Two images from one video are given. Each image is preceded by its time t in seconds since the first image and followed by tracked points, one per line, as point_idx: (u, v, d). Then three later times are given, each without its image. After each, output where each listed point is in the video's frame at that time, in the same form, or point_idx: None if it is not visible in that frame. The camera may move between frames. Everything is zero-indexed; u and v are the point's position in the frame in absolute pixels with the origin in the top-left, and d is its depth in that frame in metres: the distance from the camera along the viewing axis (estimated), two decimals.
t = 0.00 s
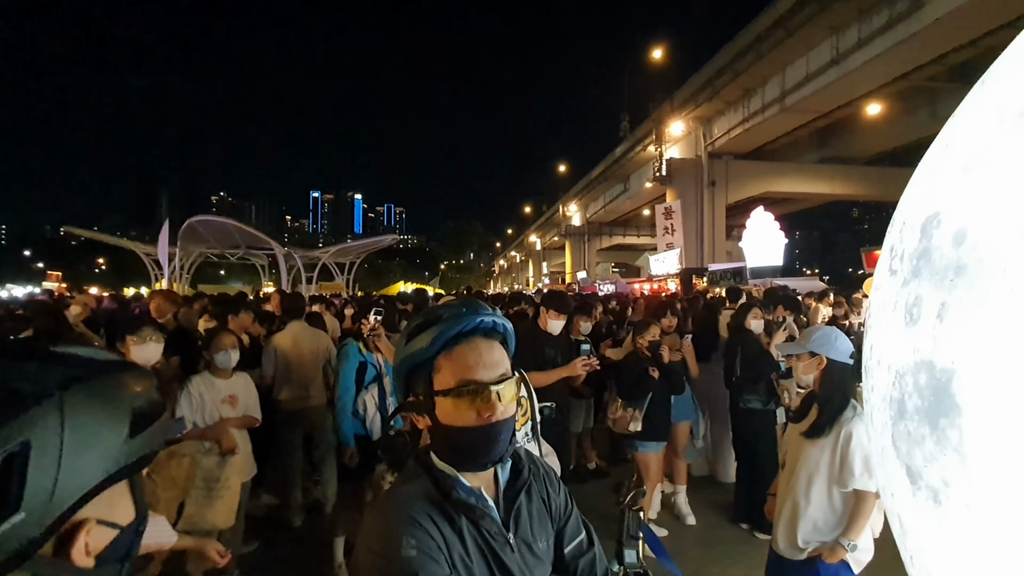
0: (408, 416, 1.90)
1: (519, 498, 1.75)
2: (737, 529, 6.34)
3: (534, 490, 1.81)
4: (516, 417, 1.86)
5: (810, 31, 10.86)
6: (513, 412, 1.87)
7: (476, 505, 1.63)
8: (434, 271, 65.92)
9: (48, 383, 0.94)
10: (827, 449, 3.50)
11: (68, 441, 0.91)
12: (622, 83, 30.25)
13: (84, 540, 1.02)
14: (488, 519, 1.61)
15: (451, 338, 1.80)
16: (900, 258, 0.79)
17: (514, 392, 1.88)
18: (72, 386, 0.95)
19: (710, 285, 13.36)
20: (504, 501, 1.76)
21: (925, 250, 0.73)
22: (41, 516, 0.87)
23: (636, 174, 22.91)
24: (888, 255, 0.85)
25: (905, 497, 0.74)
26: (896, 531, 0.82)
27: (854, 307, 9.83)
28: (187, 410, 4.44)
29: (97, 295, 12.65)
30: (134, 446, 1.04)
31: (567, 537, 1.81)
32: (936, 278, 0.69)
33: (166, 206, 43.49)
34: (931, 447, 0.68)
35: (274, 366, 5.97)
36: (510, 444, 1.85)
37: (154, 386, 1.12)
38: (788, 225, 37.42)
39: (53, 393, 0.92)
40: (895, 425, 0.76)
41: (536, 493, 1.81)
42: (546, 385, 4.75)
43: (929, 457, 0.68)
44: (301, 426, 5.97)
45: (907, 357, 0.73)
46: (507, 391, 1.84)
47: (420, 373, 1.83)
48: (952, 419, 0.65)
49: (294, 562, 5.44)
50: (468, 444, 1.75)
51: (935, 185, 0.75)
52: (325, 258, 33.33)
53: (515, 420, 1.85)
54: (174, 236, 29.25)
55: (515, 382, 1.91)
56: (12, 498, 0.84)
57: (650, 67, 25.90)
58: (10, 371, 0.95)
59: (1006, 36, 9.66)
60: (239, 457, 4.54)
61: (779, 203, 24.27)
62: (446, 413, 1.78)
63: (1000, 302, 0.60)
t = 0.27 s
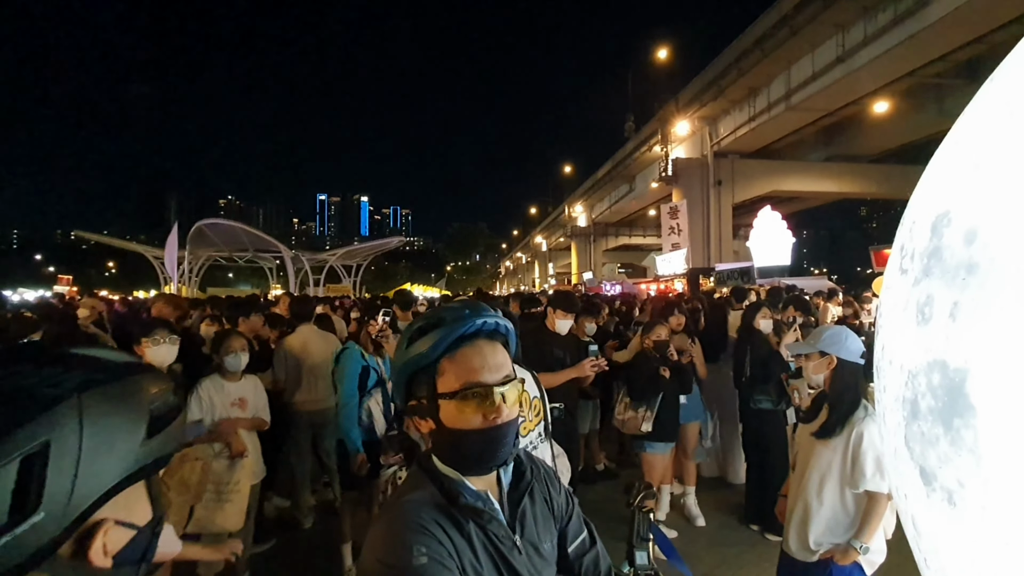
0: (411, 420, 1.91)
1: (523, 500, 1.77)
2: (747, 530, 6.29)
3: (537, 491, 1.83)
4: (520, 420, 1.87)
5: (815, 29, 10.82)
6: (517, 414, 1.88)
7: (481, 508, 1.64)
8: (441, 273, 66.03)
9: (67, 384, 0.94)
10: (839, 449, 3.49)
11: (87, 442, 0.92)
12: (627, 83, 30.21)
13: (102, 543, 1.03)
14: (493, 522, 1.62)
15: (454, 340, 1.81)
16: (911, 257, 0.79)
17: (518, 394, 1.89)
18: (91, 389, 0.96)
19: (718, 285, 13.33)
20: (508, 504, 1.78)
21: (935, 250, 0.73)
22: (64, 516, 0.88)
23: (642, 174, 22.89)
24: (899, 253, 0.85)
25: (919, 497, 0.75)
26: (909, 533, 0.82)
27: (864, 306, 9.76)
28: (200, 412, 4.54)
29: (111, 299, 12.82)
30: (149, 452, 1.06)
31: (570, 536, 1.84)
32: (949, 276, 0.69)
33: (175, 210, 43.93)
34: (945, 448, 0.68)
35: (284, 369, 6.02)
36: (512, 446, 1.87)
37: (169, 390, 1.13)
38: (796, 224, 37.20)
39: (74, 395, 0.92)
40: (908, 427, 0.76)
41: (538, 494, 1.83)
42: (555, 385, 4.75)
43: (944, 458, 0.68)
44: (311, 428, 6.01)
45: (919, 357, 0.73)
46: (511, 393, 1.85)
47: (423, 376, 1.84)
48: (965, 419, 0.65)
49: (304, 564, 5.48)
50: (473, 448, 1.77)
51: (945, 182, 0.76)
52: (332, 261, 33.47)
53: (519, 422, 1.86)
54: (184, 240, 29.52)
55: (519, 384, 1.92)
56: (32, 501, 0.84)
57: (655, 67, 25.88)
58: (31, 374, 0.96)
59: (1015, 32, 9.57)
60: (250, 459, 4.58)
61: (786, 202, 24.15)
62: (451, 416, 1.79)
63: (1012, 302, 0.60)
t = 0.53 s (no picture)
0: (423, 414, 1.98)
1: (534, 496, 1.80)
2: (765, 533, 6.25)
3: (548, 487, 1.86)
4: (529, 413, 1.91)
5: (830, 25, 10.70)
6: (526, 407, 1.92)
7: (493, 504, 1.68)
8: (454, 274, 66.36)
9: (89, 369, 0.93)
10: (861, 450, 3.47)
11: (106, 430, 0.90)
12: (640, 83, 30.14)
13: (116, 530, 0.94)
14: (505, 518, 1.67)
15: (459, 335, 1.87)
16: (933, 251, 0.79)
17: (526, 386, 1.92)
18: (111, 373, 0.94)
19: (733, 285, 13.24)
20: (518, 500, 1.81)
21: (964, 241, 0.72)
22: (78, 504, 0.86)
23: (655, 174, 22.80)
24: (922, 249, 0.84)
25: (939, 492, 0.76)
26: (932, 531, 0.83)
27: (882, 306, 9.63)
28: (223, 410, 4.61)
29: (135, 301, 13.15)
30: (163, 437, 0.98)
31: (583, 535, 1.84)
32: (975, 269, 0.70)
33: (194, 213, 44.78)
34: (970, 447, 0.69)
35: (303, 368, 6.14)
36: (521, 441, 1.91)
37: (191, 378, 1.08)
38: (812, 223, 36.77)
39: (91, 380, 0.90)
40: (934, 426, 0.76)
41: (549, 489, 1.85)
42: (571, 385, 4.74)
43: (970, 456, 0.69)
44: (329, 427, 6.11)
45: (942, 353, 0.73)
46: (519, 385, 1.89)
47: (432, 370, 1.90)
48: (994, 415, 0.66)
49: (323, 561, 5.57)
50: (481, 440, 1.82)
51: (973, 172, 0.75)
52: (347, 263, 33.82)
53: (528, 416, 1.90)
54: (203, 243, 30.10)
55: (529, 376, 1.96)
56: (49, 484, 0.84)
57: (668, 66, 25.78)
58: (54, 359, 0.95)
59: None
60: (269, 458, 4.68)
61: (802, 201, 23.90)
62: (458, 408, 1.85)
63: None
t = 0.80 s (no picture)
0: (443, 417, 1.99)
1: (555, 506, 1.78)
2: (801, 545, 6.07)
3: (569, 495, 1.84)
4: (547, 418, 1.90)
5: (871, 20, 10.32)
6: (545, 411, 1.91)
7: (511, 512, 1.69)
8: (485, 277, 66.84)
9: (103, 380, 0.94)
10: (900, 462, 3.35)
11: (117, 439, 0.92)
12: (672, 83, 29.74)
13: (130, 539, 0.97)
14: (522, 525, 1.67)
15: (480, 334, 1.91)
16: (979, 257, 0.79)
17: (545, 390, 1.91)
18: (124, 384, 0.95)
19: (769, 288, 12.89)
20: (539, 509, 1.81)
21: (1009, 249, 0.73)
22: (90, 510, 0.88)
23: (687, 175, 22.45)
24: (963, 255, 0.84)
25: (986, 511, 0.75)
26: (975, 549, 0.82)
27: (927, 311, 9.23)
28: (261, 409, 4.77)
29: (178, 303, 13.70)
30: (175, 449, 1.01)
31: (604, 546, 1.80)
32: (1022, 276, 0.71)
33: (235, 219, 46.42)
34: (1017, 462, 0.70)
35: (335, 369, 6.29)
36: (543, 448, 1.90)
37: (205, 386, 1.10)
38: (851, 225, 35.56)
39: (106, 390, 0.92)
40: (977, 439, 0.76)
41: (571, 497, 1.84)
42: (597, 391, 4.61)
43: (1016, 472, 0.70)
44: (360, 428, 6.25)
45: (991, 364, 0.73)
46: (538, 387, 1.89)
47: (452, 371, 1.93)
48: None
49: (354, 560, 5.70)
50: (500, 441, 1.81)
51: (1012, 181, 0.77)
52: (379, 265, 34.44)
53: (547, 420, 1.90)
54: (243, 248, 31.17)
55: (549, 381, 1.96)
56: (61, 494, 0.85)
57: (701, 65, 25.34)
58: (68, 369, 0.95)
59: None
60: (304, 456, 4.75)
61: (842, 202, 23.10)
62: (477, 408, 1.86)
63: None
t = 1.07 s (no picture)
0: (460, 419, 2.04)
1: (570, 511, 1.77)
2: (834, 559, 5.87)
3: (587, 500, 1.81)
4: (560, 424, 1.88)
5: (909, 15, 9.96)
6: (556, 418, 1.88)
7: (522, 515, 1.69)
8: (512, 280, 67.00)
9: (104, 386, 0.95)
10: (937, 475, 3.21)
11: (115, 444, 0.92)
12: (702, 84, 29.29)
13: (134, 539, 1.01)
14: (534, 529, 1.67)
15: (491, 340, 1.93)
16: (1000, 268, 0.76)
17: (555, 398, 1.89)
18: (123, 389, 0.94)
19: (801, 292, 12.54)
20: (554, 513, 1.79)
21: None
22: (87, 517, 0.89)
23: (716, 177, 22.06)
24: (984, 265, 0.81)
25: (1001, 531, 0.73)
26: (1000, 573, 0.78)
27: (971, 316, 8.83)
28: (290, 410, 4.92)
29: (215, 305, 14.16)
30: (176, 454, 1.01)
31: (623, 555, 1.77)
32: None
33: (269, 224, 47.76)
34: None
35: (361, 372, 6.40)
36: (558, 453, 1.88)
37: (210, 389, 1.11)
38: (890, 227, 34.34)
39: (105, 396, 0.92)
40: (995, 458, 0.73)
41: (588, 502, 1.81)
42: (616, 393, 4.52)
43: None
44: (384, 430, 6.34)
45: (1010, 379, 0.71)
46: (547, 394, 1.87)
47: (464, 374, 1.96)
48: None
49: (378, 560, 5.78)
50: (506, 447, 1.82)
51: None
52: (408, 269, 34.89)
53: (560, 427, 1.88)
54: (277, 252, 32.03)
55: (562, 388, 1.93)
56: (60, 499, 0.87)
57: (731, 65, 24.88)
58: (70, 376, 0.96)
59: None
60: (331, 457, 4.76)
61: (880, 203, 22.32)
62: (484, 413, 1.88)
63: None
